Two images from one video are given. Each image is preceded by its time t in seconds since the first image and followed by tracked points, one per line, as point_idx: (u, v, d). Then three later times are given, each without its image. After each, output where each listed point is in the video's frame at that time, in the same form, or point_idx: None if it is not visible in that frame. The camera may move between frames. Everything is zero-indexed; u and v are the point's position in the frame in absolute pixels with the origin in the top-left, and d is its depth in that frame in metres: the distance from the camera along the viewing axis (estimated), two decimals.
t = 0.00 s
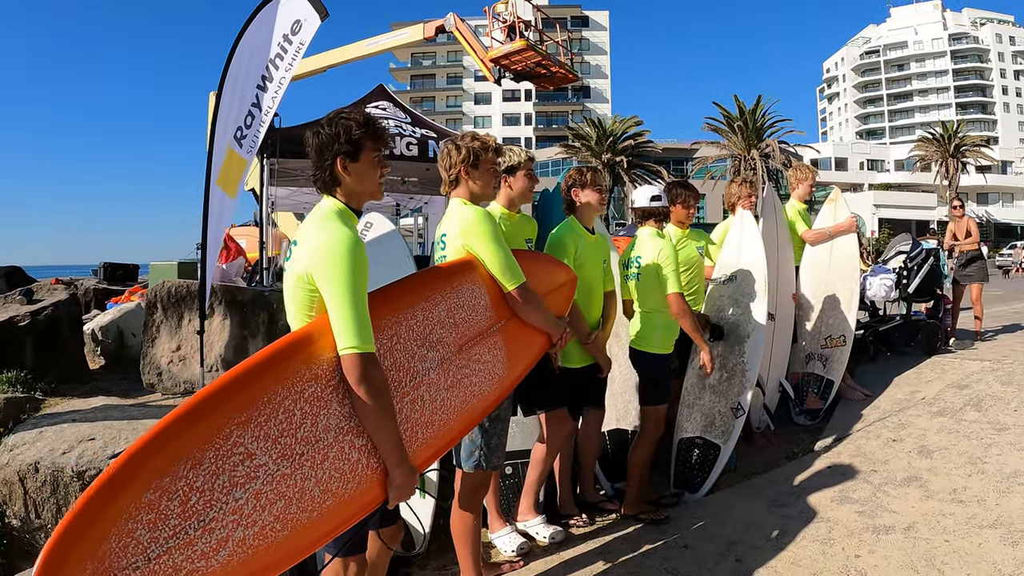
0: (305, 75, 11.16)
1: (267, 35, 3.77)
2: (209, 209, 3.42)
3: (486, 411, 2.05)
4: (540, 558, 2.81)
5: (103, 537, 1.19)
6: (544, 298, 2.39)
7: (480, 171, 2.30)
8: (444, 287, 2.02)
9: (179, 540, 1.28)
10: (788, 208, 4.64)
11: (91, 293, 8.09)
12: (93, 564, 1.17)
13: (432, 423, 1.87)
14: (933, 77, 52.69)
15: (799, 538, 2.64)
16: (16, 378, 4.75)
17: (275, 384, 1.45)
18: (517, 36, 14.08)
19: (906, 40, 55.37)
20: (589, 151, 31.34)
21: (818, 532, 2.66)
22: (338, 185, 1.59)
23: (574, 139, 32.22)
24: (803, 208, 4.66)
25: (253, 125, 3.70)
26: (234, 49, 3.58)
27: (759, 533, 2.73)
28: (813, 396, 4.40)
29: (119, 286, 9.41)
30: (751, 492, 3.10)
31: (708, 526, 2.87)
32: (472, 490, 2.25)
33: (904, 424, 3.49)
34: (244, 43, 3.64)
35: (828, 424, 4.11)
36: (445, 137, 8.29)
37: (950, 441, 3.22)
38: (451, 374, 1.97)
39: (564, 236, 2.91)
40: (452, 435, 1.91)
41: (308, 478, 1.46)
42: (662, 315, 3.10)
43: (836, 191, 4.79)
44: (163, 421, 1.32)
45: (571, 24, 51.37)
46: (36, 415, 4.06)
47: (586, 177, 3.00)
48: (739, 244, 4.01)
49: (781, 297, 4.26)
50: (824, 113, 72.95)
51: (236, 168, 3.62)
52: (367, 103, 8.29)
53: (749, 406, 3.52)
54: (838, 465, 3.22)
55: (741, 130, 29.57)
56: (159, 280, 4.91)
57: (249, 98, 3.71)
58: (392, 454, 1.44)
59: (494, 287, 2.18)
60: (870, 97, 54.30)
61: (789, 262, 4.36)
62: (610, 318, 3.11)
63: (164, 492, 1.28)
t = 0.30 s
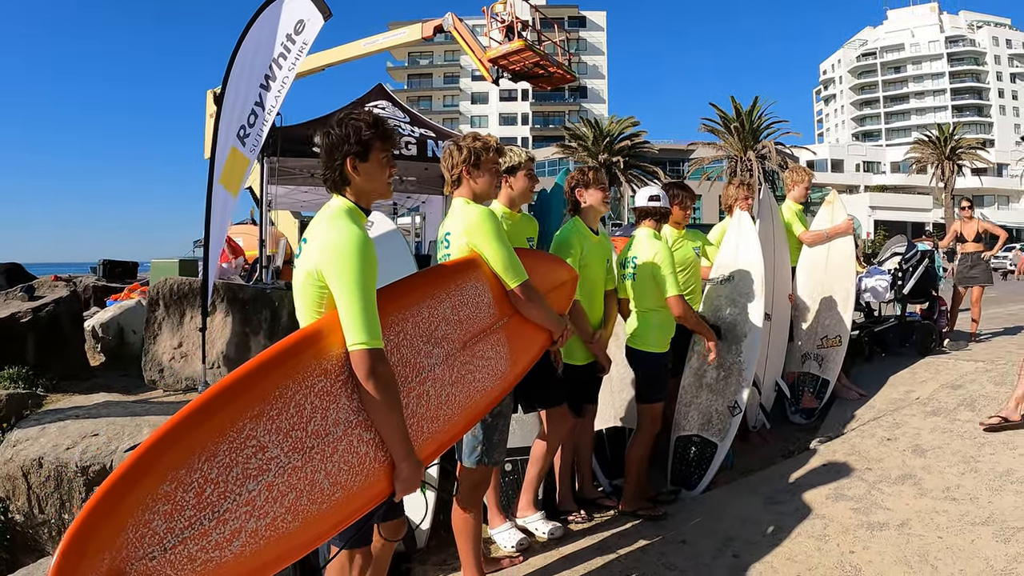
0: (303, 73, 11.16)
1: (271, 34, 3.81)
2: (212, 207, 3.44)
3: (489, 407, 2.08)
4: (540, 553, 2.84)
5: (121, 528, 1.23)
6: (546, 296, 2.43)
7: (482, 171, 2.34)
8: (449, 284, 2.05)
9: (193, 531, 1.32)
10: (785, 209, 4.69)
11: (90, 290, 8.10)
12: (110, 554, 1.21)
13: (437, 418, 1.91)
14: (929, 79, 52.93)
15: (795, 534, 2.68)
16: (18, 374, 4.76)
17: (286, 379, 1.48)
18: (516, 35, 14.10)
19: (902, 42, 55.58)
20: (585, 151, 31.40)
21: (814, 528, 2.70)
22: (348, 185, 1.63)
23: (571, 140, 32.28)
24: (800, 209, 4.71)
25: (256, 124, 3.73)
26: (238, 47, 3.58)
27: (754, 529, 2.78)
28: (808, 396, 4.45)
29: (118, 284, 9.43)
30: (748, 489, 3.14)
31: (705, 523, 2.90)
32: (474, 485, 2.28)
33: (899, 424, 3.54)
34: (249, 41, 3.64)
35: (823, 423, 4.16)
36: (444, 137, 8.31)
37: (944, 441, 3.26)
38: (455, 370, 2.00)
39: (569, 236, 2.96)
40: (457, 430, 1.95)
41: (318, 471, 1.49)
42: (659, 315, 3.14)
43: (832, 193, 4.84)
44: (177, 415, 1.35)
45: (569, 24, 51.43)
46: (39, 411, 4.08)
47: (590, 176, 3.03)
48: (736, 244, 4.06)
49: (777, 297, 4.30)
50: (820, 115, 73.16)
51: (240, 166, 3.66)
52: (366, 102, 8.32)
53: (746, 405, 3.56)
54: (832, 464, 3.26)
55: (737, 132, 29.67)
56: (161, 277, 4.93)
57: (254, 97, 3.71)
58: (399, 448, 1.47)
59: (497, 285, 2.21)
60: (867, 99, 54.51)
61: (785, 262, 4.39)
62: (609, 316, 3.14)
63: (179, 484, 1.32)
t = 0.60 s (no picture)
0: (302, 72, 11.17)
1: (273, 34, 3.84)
2: (214, 205, 3.46)
3: (488, 403, 2.11)
4: (537, 549, 2.87)
5: (130, 517, 1.26)
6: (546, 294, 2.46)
7: (484, 171, 2.37)
8: (450, 282, 2.08)
9: (200, 521, 1.35)
10: (783, 210, 4.72)
11: (89, 287, 8.11)
12: (119, 542, 1.24)
13: (437, 413, 1.94)
14: (926, 81, 53.10)
15: (789, 531, 2.72)
16: (18, 370, 4.78)
17: (290, 373, 1.51)
18: (514, 36, 14.12)
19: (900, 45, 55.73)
20: (582, 151, 31.44)
21: (809, 525, 2.74)
22: (354, 184, 1.66)
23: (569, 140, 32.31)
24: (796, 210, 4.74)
25: (258, 123, 3.76)
26: (241, 45, 3.60)
27: (749, 525, 2.82)
28: (804, 395, 4.49)
29: (117, 281, 9.44)
30: (743, 487, 3.17)
31: (701, 520, 2.94)
32: (474, 480, 2.31)
33: (894, 423, 3.58)
34: (251, 40, 3.67)
35: (818, 422, 4.20)
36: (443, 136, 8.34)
37: (939, 440, 3.30)
38: (455, 366, 2.04)
39: (572, 236, 2.98)
40: (456, 425, 1.98)
41: (321, 463, 1.52)
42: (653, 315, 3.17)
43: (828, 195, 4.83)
44: (184, 407, 1.38)
45: (567, 24, 51.47)
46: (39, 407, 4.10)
47: (594, 177, 3.06)
48: (732, 245, 4.10)
49: (773, 297, 4.33)
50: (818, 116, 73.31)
51: (242, 165, 3.68)
52: (365, 102, 8.34)
53: (742, 404, 3.59)
54: (827, 462, 3.30)
55: (734, 133, 29.75)
56: (161, 275, 4.95)
57: (256, 96, 3.74)
58: (401, 442, 1.50)
59: (498, 283, 2.24)
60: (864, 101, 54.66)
61: (781, 262, 4.43)
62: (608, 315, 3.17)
63: (186, 475, 1.35)
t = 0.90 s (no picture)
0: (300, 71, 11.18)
1: (274, 35, 3.87)
2: (214, 203, 3.47)
3: (486, 400, 2.14)
4: (534, 547, 2.90)
5: (132, 507, 1.30)
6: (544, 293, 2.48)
7: (485, 172, 2.40)
8: (449, 280, 2.11)
9: (200, 512, 1.39)
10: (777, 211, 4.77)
11: (87, 285, 8.11)
12: (121, 532, 1.28)
13: (435, 410, 1.96)
14: (922, 83, 53.26)
15: (783, 530, 2.75)
16: (18, 368, 4.80)
17: (290, 368, 1.53)
18: (512, 36, 14.14)
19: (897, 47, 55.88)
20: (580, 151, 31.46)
21: (803, 524, 2.77)
22: (355, 184, 1.68)
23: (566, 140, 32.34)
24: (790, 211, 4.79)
25: (258, 123, 3.78)
26: (242, 45, 3.62)
27: (743, 524, 2.85)
28: (798, 395, 4.52)
29: (115, 280, 9.45)
30: (738, 486, 3.20)
31: (695, 518, 2.97)
32: (473, 477, 2.33)
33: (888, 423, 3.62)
34: (252, 40, 3.69)
35: (813, 422, 4.24)
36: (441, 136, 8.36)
37: (932, 440, 3.34)
38: (454, 363, 2.06)
39: (571, 236, 3.01)
40: (454, 421, 2.01)
41: (320, 457, 1.54)
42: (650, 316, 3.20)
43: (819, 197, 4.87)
44: (186, 401, 1.41)
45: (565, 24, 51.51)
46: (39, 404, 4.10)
47: (593, 177, 3.10)
48: (728, 245, 4.13)
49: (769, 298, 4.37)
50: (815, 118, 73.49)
51: (242, 165, 3.70)
52: (363, 101, 8.36)
53: (737, 403, 3.62)
54: (821, 461, 3.33)
55: (731, 134, 29.82)
56: (160, 273, 4.96)
57: (256, 96, 3.76)
58: (399, 438, 1.52)
59: (496, 282, 2.27)
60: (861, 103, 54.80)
61: (776, 263, 4.47)
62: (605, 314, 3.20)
63: (187, 466, 1.38)
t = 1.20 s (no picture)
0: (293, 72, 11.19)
1: (268, 37, 3.88)
2: (208, 204, 3.48)
3: (473, 398, 2.16)
4: (525, 546, 2.93)
5: (115, 494, 1.35)
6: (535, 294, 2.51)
7: (480, 175, 2.43)
8: (439, 281, 2.14)
9: (183, 500, 1.43)
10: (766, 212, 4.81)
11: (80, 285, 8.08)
12: (104, 516, 1.34)
13: (421, 408, 1.99)
14: (915, 87, 53.60)
15: (771, 529, 2.79)
16: (11, 367, 4.79)
17: (277, 363, 1.56)
18: (504, 38, 14.18)
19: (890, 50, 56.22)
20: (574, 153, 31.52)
21: (791, 523, 2.81)
22: (350, 186, 1.70)
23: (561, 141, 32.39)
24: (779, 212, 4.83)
25: (252, 124, 3.79)
26: (236, 47, 3.64)
27: (730, 523, 2.89)
28: (788, 396, 4.56)
29: (108, 280, 9.41)
30: (728, 486, 3.24)
31: (684, 517, 3.00)
32: (464, 475, 2.35)
33: (877, 424, 3.66)
34: (246, 42, 3.71)
35: (803, 423, 4.28)
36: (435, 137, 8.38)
37: (921, 441, 3.38)
38: (442, 362, 2.09)
39: (563, 237, 3.04)
40: (440, 419, 2.03)
41: (304, 451, 1.57)
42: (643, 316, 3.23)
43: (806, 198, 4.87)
44: (171, 393, 1.45)
45: (560, 26, 51.62)
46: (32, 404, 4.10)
47: (586, 179, 3.13)
48: (719, 247, 4.17)
49: (759, 300, 4.41)
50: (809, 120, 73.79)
51: (235, 166, 3.72)
52: (357, 103, 8.38)
53: (727, 404, 3.66)
54: (809, 462, 3.37)
55: (724, 136, 29.96)
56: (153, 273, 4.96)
57: (250, 98, 3.77)
58: (383, 435, 1.55)
59: (488, 283, 2.29)
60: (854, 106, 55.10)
61: (766, 264, 4.51)
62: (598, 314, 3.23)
63: (171, 455, 1.42)
